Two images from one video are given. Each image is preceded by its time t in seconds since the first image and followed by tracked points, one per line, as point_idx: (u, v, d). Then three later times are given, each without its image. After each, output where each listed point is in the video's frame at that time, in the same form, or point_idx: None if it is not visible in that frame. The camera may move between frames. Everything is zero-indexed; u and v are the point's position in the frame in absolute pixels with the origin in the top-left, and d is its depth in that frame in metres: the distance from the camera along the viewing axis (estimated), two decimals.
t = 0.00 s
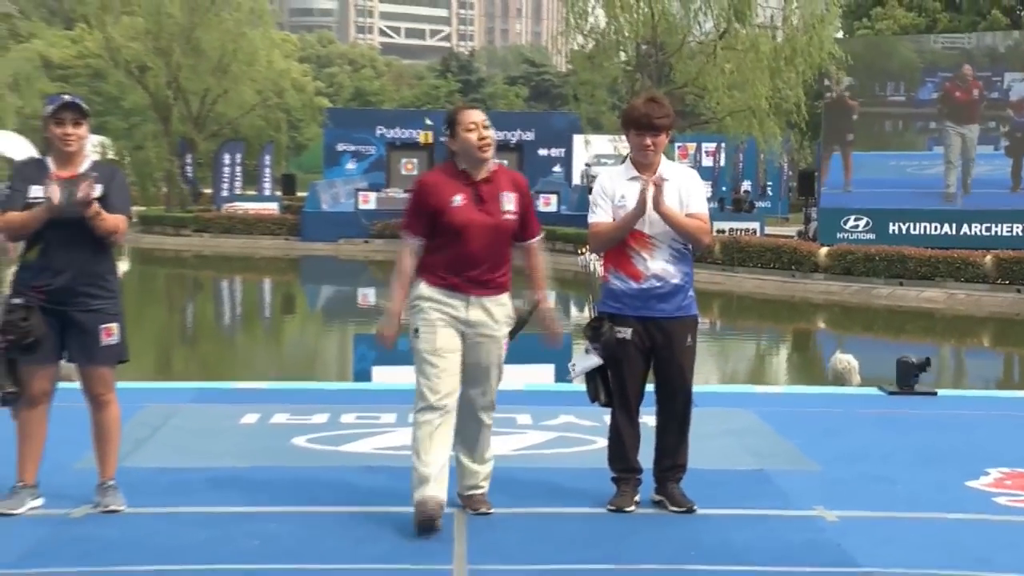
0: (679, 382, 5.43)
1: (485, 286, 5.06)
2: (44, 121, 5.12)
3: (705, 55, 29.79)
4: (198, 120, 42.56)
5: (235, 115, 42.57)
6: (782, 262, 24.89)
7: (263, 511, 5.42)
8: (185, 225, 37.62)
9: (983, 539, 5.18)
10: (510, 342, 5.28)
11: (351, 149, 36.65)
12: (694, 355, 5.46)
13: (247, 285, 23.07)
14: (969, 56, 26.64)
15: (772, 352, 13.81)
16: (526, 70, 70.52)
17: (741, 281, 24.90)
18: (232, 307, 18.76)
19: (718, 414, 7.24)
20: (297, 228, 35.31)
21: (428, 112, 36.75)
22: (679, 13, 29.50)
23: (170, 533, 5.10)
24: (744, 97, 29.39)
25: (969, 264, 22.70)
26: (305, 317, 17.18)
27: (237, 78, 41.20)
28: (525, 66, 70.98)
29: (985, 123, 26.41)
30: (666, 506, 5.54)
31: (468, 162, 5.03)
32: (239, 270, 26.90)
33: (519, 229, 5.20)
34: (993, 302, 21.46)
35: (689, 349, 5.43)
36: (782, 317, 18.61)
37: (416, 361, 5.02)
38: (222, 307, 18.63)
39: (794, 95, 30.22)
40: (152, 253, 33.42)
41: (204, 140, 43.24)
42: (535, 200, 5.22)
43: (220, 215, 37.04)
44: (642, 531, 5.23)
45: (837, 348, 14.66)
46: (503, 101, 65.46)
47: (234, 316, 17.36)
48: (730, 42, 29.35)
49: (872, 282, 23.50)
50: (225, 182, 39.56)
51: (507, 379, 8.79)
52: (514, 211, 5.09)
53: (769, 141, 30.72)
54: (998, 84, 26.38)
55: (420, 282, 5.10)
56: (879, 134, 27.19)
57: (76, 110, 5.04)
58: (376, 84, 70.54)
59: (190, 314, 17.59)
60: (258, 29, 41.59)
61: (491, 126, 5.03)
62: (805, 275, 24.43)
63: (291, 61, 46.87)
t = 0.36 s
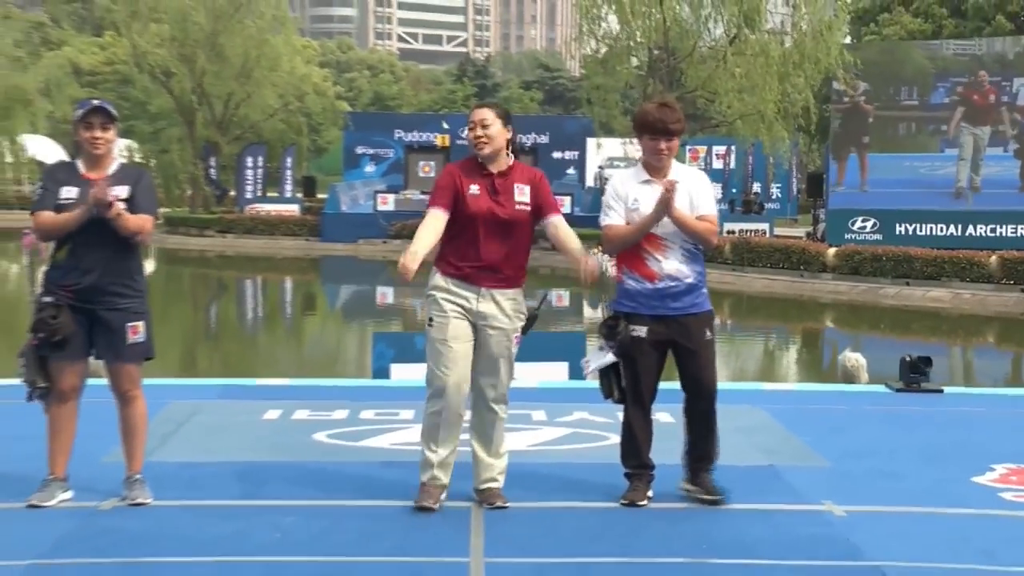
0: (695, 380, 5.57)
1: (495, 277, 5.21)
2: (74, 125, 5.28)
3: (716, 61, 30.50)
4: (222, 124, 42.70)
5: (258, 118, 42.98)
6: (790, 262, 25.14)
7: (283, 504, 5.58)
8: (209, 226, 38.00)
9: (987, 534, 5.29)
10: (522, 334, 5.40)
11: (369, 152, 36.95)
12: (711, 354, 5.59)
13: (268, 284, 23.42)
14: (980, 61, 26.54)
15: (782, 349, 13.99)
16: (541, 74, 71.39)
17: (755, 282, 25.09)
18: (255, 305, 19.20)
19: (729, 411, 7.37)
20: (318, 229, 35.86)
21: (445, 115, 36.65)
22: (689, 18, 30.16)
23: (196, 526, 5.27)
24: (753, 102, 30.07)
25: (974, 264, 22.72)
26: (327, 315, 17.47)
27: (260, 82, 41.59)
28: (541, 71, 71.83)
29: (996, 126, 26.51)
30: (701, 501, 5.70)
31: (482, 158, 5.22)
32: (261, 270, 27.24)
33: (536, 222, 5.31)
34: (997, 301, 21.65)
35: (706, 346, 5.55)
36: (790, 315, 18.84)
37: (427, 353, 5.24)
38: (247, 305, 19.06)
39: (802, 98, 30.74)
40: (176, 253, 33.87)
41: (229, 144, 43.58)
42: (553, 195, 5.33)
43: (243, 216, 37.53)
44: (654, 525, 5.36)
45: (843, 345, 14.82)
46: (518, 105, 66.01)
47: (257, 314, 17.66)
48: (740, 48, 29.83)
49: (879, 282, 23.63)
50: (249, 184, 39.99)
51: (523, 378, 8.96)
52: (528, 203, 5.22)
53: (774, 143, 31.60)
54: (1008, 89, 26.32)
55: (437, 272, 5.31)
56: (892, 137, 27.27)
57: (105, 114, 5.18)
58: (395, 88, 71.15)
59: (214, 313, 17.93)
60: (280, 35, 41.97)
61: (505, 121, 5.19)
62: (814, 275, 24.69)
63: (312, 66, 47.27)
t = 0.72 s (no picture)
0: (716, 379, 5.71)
1: (481, 273, 5.34)
2: (97, 126, 5.39)
3: (722, 65, 30.80)
4: (240, 126, 42.70)
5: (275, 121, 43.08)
6: (794, 262, 25.40)
7: (300, 498, 5.72)
8: (226, 226, 38.13)
9: (988, 528, 5.40)
10: (519, 332, 5.48)
11: (383, 154, 37.15)
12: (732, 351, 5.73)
13: (285, 283, 23.69)
14: (984, 66, 26.96)
15: (786, 347, 14.25)
16: (551, 78, 72.05)
17: (762, 282, 25.27)
18: (271, 304, 19.45)
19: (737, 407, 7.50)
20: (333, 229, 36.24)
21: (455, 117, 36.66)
22: (694, 23, 30.74)
23: (216, 518, 5.41)
24: (756, 105, 30.34)
25: (974, 264, 23.15)
26: (342, 314, 17.68)
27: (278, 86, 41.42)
28: (550, 75, 72.40)
29: (998, 129, 26.95)
30: (715, 494, 5.82)
31: (471, 158, 5.42)
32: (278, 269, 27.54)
33: (525, 220, 5.41)
34: (997, 300, 21.89)
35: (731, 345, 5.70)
36: (795, 313, 19.05)
37: (427, 351, 5.51)
38: (263, 304, 19.32)
39: (806, 101, 31.09)
40: (195, 253, 34.08)
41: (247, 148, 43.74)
42: (544, 192, 5.41)
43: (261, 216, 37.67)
44: (660, 518, 5.50)
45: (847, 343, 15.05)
46: (528, 108, 66.37)
47: (273, 313, 17.90)
48: (744, 53, 30.47)
49: (881, 281, 23.93)
50: (267, 184, 40.49)
51: (532, 375, 9.09)
52: (512, 199, 5.35)
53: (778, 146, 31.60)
54: (1011, 93, 26.80)
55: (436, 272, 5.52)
56: (900, 138, 27.52)
57: (134, 114, 5.35)
58: (408, 91, 71.52)
59: (231, 312, 18.17)
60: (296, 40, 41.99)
61: (488, 120, 5.36)
62: (818, 275, 24.95)
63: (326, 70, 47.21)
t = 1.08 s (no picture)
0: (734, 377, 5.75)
1: (477, 271, 5.43)
2: (93, 133, 5.39)
3: (724, 69, 31.16)
4: (253, 130, 43.30)
5: (288, 122, 43.64)
6: (795, 261, 25.77)
7: (311, 492, 5.84)
8: (240, 227, 38.23)
9: (986, 522, 5.49)
10: (518, 330, 5.56)
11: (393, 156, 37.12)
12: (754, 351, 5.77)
13: (297, 282, 23.93)
14: (983, 71, 27.11)
15: (787, 344, 14.46)
16: (557, 81, 72.61)
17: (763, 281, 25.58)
18: (285, 302, 19.67)
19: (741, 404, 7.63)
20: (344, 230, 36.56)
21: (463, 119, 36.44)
22: (697, 28, 31.22)
23: (229, 510, 5.51)
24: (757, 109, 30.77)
25: (970, 264, 23.29)
26: (352, 311, 17.88)
27: (290, 89, 41.65)
28: (557, 78, 72.83)
29: (996, 131, 27.21)
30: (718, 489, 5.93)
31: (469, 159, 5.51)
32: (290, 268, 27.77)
33: (520, 218, 5.47)
34: (993, 298, 22.08)
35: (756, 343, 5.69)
36: (795, 312, 19.24)
37: (427, 350, 5.61)
38: (277, 302, 19.55)
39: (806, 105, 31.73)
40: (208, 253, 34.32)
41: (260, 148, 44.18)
42: (539, 191, 5.48)
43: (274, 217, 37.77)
44: (665, 509, 5.64)
45: (848, 341, 15.20)
46: (535, 111, 66.61)
47: (287, 311, 18.11)
48: (748, 57, 30.87)
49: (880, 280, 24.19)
50: (279, 186, 40.94)
51: (541, 372, 9.24)
52: (508, 200, 5.43)
53: (778, 148, 32.15)
54: (1010, 95, 27.03)
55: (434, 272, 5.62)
56: (903, 140, 27.73)
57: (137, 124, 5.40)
58: (417, 95, 71.77)
59: (245, 310, 18.39)
60: (308, 46, 41.72)
61: (483, 124, 5.43)
62: (818, 274, 25.27)
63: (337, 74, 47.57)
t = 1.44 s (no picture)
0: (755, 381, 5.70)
1: (479, 271, 5.53)
2: (78, 139, 5.44)
3: (721, 72, 31.36)
4: (260, 132, 43.08)
5: (293, 125, 43.48)
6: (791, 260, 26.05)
7: (316, 485, 5.95)
8: (247, 227, 38.22)
9: (979, 515, 5.58)
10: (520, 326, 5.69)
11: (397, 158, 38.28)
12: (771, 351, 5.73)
13: (303, 280, 24.15)
14: (976, 76, 27.83)
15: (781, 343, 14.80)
16: (557, 84, 73.21)
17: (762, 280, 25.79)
18: (290, 300, 19.87)
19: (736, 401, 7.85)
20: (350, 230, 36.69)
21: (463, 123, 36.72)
22: (694, 32, 31.49)
23: (237, 504, 5.61)
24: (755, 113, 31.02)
25: (962, 263, 23.35)
26: (357, 310, 18.07)
27: (296, 93, 41.71)
28: (558, 82, 73.34)
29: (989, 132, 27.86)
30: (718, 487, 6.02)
31: (463, 161, 5.55)
32: (297, 267, 27.94)
33: (516, 217, 5.55)
34: (984, 296, 22.31)
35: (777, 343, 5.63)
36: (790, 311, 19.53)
37: (430, 347, 5.72)
38: (283, 301, 19.74)
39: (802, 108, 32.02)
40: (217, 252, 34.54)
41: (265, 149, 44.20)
42: (533, 194, 5.60)
43: (280, 217, 37.86)
44: (666, 502, 5.76)
45: (844, 338, 15.39)
46: (535, 113, 66.82)
47: (292, 309, 18.32)
48: (743, 61, 31.18)
49: (874, 280, 24.40)
50: (286, 187, 41.25)
51: (542, 370, 9.38)
52: (506, 200, 5.51)
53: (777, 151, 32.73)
54: (1001, 99, 27.77)
55: (430, 273, 5.68)
56: (899, 141, 28.63)
57: (116, 127, 5.43)
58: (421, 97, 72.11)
59: (252, 308, 18.57)
60: (314, 50, 41.54)
61: (479, 125, 5.52)
62: (814, 273, 25.55)
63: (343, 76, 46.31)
